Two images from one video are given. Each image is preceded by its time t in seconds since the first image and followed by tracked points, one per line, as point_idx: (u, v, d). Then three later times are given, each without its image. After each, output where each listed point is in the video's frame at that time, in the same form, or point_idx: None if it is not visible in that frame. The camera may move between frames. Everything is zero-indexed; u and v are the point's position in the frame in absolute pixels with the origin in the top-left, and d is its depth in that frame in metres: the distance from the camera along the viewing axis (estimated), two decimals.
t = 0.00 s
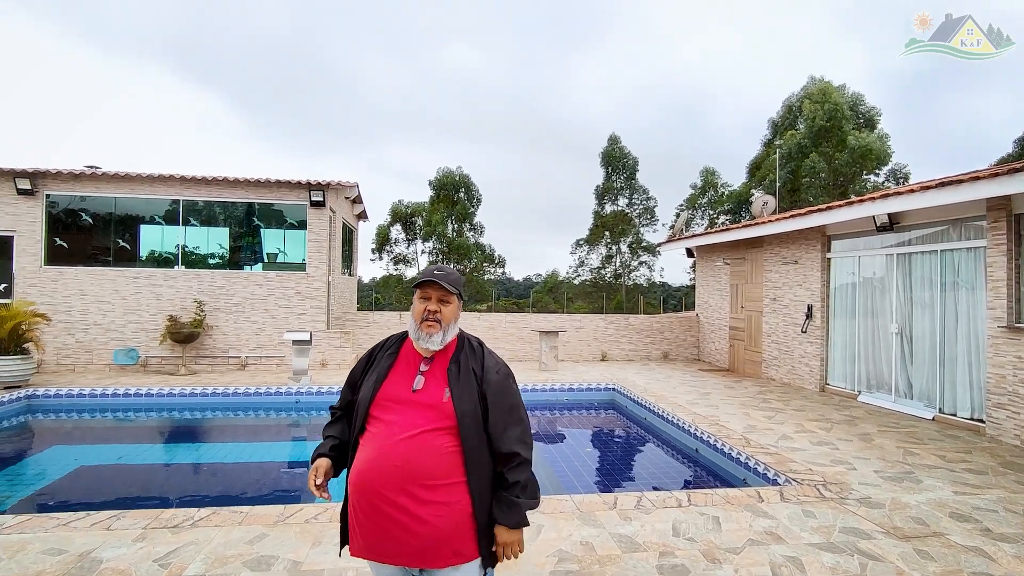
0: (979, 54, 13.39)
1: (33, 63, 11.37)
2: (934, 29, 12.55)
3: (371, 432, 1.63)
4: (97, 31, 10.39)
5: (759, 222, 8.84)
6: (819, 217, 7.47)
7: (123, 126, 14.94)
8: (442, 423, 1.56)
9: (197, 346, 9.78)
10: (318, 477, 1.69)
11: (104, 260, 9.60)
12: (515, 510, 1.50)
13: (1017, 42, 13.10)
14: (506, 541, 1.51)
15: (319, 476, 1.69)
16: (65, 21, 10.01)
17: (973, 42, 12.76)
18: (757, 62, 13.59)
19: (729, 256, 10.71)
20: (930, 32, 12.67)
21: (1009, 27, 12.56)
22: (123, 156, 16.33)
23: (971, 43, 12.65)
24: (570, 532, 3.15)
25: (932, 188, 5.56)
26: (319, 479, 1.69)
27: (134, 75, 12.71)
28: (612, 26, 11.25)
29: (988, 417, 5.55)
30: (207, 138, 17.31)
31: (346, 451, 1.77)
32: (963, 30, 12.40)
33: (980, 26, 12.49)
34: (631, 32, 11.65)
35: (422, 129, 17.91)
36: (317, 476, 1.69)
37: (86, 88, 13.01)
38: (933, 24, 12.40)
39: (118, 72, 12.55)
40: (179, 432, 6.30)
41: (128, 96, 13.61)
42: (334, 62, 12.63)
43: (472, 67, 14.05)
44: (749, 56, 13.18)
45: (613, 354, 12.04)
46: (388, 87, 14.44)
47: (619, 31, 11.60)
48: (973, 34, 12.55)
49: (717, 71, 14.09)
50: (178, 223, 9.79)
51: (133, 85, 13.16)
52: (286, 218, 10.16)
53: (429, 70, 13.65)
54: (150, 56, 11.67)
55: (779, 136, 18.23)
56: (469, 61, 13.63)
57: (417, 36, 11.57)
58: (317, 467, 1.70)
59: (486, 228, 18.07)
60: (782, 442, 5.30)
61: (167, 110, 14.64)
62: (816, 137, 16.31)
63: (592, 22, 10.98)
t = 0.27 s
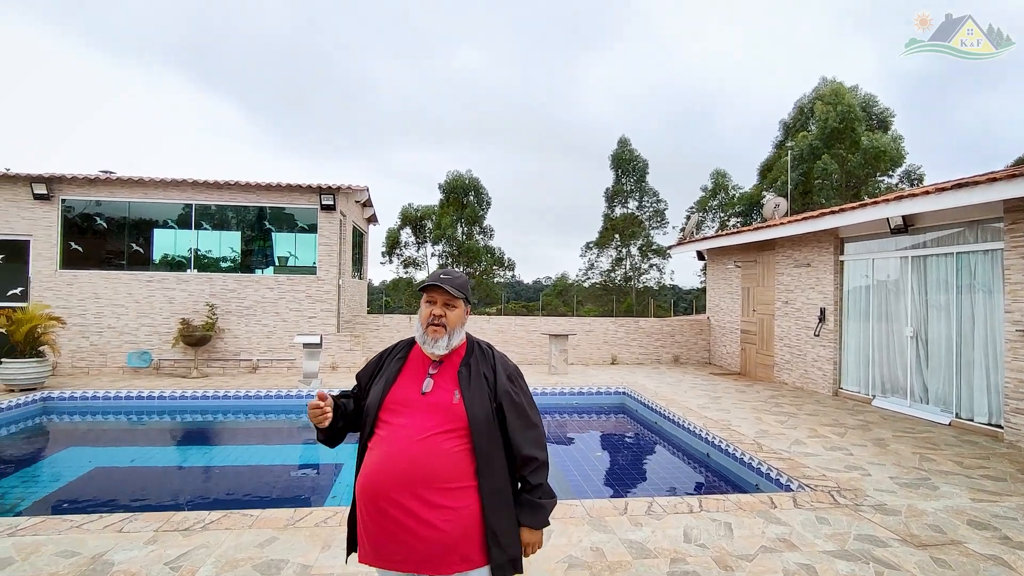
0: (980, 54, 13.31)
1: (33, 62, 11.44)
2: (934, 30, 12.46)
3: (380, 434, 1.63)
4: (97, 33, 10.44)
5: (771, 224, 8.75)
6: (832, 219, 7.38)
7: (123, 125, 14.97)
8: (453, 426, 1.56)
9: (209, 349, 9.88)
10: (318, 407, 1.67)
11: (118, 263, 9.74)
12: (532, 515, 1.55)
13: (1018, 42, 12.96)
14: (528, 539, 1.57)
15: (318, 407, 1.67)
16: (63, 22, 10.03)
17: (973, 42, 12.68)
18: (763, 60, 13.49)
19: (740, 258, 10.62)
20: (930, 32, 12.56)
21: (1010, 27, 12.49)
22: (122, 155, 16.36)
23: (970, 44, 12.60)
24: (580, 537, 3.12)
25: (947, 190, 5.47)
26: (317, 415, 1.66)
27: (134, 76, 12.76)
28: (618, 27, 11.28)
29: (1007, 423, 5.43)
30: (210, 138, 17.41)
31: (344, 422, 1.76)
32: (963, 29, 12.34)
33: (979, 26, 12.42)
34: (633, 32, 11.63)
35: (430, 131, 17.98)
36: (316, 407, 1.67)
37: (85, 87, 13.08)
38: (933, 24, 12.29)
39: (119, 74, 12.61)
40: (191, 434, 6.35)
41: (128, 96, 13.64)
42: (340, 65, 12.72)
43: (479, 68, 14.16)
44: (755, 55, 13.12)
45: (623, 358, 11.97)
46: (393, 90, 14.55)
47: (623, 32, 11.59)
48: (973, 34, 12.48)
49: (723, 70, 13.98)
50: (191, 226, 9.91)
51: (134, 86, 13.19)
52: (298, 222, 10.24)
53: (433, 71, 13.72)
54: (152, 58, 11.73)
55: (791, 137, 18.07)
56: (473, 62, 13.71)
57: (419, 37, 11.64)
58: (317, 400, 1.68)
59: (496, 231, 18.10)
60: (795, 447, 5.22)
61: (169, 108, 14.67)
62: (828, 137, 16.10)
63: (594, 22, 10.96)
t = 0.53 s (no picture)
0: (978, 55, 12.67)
1: (33, 64, 11.46)
2: (933, 30, 12.04)
3: (389, 438, 1.63)
4: (98, 34, 10.48)
5: (783, 226, 8.66)
6: (845, 221, 7.28)
7: (123, 125, 14.90)
8: (462, 430, 1.55)
9: (221, 351, 9.98)
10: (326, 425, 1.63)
11: (132, 266, 9.87)
12: (535, 522, 1.50)
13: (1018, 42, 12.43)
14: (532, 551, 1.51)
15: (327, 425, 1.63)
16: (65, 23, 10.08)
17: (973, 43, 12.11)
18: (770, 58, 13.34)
19: (752, 260, 10.51)
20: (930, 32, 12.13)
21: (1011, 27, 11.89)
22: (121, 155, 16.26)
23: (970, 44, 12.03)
24: (590, 542, 3.10)
25: (962, 190, 5.37)
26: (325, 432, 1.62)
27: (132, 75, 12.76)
28: (625, 26, 11.25)
29: None
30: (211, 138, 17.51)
31: (354, 437, 1.72)
32: (964, 29, 11.83)
33: (979, 26, 11.89)
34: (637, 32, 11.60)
35: (438, 134, 18.04)
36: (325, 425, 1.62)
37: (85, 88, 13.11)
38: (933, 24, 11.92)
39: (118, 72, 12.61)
40: (203, 436, 6.41)
41: (128, 96, 13.66)
42: (347, 67, 12.82)
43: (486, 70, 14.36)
44: (758, 53, 13.03)
45: (634, 361, 11.90)
46: (400, 92, 14.80)
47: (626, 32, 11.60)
48: (973, 34, 11.93)
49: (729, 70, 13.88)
50: (204, 230, 10.03)
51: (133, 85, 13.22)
52: (309, 225, 10.32)
53: (438, 72, 13.78)
54: (155, 58, 11.79)
55: (803, 138, 17.91)
56: (477, 63, 13.79)
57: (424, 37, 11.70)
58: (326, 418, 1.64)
59: (505, 233, 18.11)
60: (809, 452, 5.15)
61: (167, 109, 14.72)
62: (841, 138, 15.87)
63: (598, 21, 10.91)
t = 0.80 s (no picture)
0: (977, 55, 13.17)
1: (33, 64, 11.27)
2: (934, 30, 12.35)
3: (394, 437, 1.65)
4: (104, 33, 10.49)
5: (795, 227, 8.56)
6: (859, 221, 7.18)
7: (123, 126, 14.64)
8: (463, 432, 1.54)
9: (233, 353, 10.08)
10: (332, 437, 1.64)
11: (146, 268, 10.00)
12: (536, 529, 1.48)
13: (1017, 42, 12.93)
14: (531, 558, 1.49)
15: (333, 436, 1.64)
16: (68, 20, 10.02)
17: (973, 42, 12.53)
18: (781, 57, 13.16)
19: (764, 261, 10.41)
20: (931, 32, 12.43)
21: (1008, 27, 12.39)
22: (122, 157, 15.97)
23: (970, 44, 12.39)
24: (600, 545, 3.08)
25: (979, 190, 5.27)
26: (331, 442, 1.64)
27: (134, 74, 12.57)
28: (634, 27, 11.26)
29: None
30: (214, 139, 17.30)
31: (363, 441, 1.74)
32: (964, 30, 12.27)
33: (979, 26, 12.36)
34: (643, 32, 11.55)
35: (447, 135, 18.11)
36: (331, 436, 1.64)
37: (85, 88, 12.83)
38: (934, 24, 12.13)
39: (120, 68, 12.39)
40: (215, 437, 6.47)
41: (128, 96, 13.46)
42: (355, 70, 12.90)
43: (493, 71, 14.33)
44: (760, 54, 12.86)
45: (644, 363, 11.83)
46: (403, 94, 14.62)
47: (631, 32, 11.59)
48: (973, 34, 12.33)
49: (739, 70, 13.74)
50: (216, 232, 10.15)
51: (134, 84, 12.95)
52: (320, 227, 10.41)
53: (444, 73, 13.82)
54: (149, 57, 11.61)
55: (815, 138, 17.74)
56: (484, 64, 13.80)
57: (429, 37, 11.69)
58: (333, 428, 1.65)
59: (515, 235, 18.12)
60: (822, 455, 5.07)
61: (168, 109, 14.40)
62: (854, 138, 15.67)
63: (604, 20, 10.88)
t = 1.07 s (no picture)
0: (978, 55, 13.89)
1: (32, 64, 11.17)
2: (934, 30, 12.99)
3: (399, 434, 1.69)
4: (108, 34, 10.52)
5: (806, 227, 8.47)
6: (872, 221, 7.09)
7: (123, 125, 14.72)
8: (463, 431, 1.54)
9: (243, 353, 10.16)
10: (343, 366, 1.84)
11: (158, 269, 10.12)
12: (538, 533, 1.44)
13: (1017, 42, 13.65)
14: (530, 563, 1.45)
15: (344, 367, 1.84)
16: (69, 20, 10.04)
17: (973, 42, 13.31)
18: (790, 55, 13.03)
19: (775, 262, 10.31)
20: (931, 32, 13.07)
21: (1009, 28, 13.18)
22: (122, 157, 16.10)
23: (970, 44, 13.21)
24: (609, 547, 3.06)
25: (994, 189, 5.18)
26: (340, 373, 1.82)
27: (134, 74, 12.55)
28: (642, 26, 11.23)
29: None
30: (212, 138, 17.38)
31: (369, 397, 1.89)
32: (963, 29, 13.02)
33: (979, 27, 13.12)
34: (649, 31, 11.47)
35: (455, 135, 18.17)
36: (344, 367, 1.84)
37: (84, 88, 12.82)
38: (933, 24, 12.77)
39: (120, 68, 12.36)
40: (226, 436, 6.52)
41: (128, 96, 13.48)
42: (364, 70, 12.97)
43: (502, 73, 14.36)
44: (759, 54, 12.73)
45: (654, 363, 11.77)
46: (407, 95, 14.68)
47: (637, 32, 11.56)
48: (973, 34, 13.15)
49: (748, 71, 13.63)
50: (227, 233, 10.25)
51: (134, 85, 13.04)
52: (330, 228, 10.48)
53: (450, 74, 13.88)
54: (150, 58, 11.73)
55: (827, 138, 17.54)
56: (492, 65, 13.82)
57: (436, 38, 11.74)
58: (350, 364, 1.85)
59: (524, 236, 18.11)
60: (834, 457, 5.01)
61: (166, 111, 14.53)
62: (866, 138, 15.48)
63: (610, 21, 10.84)
